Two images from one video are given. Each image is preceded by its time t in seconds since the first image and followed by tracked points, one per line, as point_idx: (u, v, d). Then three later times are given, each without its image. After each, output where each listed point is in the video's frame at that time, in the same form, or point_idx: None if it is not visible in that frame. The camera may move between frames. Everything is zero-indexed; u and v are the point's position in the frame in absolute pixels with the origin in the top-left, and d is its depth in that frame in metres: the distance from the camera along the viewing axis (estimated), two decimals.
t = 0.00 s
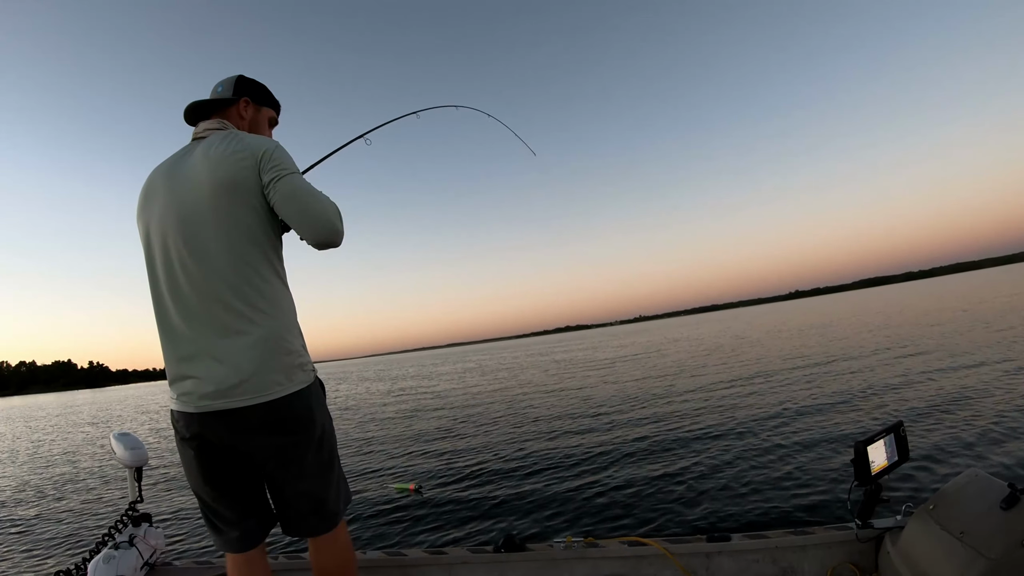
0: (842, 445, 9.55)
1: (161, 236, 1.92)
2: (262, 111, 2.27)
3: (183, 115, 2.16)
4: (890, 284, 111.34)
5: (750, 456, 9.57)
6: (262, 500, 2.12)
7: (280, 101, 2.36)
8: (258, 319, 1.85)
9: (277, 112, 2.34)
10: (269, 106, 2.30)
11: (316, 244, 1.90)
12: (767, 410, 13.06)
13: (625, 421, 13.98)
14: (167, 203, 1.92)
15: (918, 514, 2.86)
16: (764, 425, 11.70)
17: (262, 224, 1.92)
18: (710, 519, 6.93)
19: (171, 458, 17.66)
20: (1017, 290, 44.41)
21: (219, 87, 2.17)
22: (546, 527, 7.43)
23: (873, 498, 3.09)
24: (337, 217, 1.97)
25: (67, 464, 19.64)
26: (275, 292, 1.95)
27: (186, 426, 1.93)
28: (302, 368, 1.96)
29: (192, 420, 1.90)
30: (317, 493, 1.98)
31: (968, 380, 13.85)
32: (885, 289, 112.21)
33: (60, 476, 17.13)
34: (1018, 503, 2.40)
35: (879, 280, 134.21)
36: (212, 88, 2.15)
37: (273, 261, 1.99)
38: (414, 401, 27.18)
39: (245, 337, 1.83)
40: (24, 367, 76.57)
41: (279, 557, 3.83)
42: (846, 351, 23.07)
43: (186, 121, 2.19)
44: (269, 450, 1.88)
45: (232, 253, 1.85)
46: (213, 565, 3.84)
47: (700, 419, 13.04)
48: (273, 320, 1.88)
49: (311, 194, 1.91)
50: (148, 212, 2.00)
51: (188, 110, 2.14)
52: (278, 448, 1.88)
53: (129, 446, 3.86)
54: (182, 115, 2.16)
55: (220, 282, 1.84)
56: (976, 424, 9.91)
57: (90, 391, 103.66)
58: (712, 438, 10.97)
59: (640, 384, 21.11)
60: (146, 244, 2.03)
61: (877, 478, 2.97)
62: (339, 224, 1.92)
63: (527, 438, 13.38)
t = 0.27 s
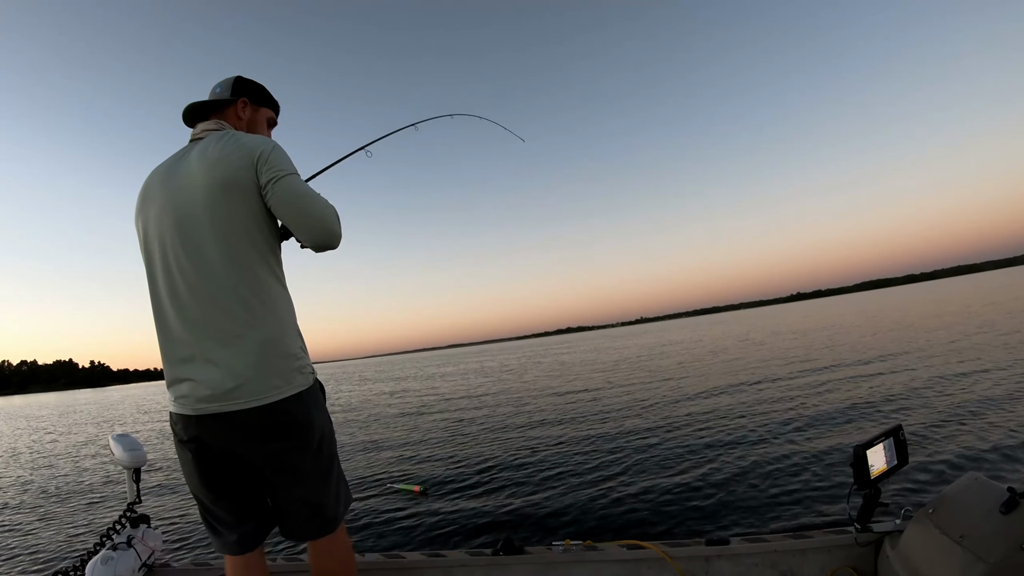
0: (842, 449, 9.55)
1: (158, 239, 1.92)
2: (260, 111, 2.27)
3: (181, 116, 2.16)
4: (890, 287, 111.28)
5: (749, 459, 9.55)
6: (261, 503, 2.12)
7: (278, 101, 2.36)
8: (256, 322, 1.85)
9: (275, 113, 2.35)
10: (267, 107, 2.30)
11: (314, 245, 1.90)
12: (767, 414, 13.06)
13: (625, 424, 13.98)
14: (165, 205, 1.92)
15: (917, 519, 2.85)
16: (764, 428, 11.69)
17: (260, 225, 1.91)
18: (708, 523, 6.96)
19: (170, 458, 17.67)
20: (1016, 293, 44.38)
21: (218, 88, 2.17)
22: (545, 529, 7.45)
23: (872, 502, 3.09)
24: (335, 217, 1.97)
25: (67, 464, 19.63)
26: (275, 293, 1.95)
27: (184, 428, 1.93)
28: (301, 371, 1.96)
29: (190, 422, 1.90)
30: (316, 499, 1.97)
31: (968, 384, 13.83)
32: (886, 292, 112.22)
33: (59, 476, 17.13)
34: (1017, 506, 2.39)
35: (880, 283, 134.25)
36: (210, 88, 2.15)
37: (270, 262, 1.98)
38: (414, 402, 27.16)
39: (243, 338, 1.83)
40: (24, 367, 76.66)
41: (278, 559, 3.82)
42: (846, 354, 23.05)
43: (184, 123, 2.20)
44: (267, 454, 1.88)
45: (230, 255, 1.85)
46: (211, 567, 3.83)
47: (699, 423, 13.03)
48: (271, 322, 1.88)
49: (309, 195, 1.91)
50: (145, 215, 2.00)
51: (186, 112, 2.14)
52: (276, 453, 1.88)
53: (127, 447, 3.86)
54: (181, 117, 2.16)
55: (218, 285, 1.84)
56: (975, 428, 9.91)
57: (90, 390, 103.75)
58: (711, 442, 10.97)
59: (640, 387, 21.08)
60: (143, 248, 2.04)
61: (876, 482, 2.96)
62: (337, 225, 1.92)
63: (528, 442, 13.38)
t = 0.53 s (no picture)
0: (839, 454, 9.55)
1: (161, 237, 1.93)
2: (262, 113, 2.27)
3: (183, 118, 2.17)
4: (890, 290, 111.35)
5: (747, 463, 9.55)
6: (260, 502, 2.12)
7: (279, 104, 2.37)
8: (258, 319, 1.85)
9: (276, 115, 2.35)
10: (268, 109, 2.31)
11: (316, 244, 1.90)
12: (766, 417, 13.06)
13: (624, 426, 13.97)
14: (167, 203, 1.92)
15: (915, 522, 2.85)
16: (762, 432, 11.69)
17: (262, 223, 1.92)
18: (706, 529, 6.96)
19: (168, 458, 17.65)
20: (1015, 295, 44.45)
21: (219, 90, 2.18)
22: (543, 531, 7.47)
23: (870, 505, 3.09)
24: (337, 215, 1.97)
25: (65, 463, 19.64)
26: (277, 291, 1.95)
27: (185, 426, 1.93)
28: (302, 369, 1.96)
29: (191, 419, 1.90)
30: (315, 497, 1.97)
31: (966, 387, 13.83)
32: (885, 295, 112.28)
33: (57, 475, 17.14)
34: (1016, 510, 2.40)
35: (879, 286, 134.38)
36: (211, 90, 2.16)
37: (273, 261, 1.98)
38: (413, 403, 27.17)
39: (245, 337, 1.83)
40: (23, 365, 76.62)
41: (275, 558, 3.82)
42: (845, 356, 23.06)
43: (186, 126, 2.20)
44: (268, 452, 1.88)
45: (233, 253, 1.85)
46: (208, 565, 3.82)
47: (698, 425, 13.04)
48: (272, 320, 1.87)
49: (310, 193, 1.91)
50: (148, 214, 2.00)
51: (188, 114, 2.15)
52: (277, 451, 1.88)
53: (124, 444, 3.85)
54: (183, 119, 2.17)
55: (220, 283, 1.84)
56: (973, 432, 9.91)
57: (89, 389, 103.59)
58: (709, 445, 10.96)
59: (639, 389, 21.08)
60: (146, 246, 2.04)
61: (874, 485, 2.97)
62: (339, 223, 1.92)
63: (526, 443, 13.39)
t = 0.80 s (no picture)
0: (837, 458, 9.56)
1: (162, 238, 1.93)
2: (261, 117, 2.28)
3: (184, 123, 2.18)
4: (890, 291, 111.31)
5: (745, 467, 9.54)
6: (259, 500, 2.12)
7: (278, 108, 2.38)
8: (256, 319, 1.85)
9: (275, 118, 2.37)
10: (267, 113, 2.32)
11: (314, 248, 1.92)
12: (765, 419, 13.05)
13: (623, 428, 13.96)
14: (168, 204, 1.93)
15: (913, 526, 2.86)
16: (762, 434, 11.68)
17: (263, 226, 1.92)
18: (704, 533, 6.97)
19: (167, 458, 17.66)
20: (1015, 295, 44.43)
21: (218, 95, 2.19)
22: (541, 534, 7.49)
23: (868, 509, 3.09)
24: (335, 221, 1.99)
25: (66, 463, 19.69)
26: (277, 293, 1.96)
27: (184, 425, 1.94)
28: (301, 368, 1.96)
29: (192, 418, 1.90)
30: (314, 495, 1.97)
31: (965, 388, 13.84)
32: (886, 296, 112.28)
33: (57, 475, 17.17)
34: (1013, 515, 2.40)
35: (879, 288, 134.41)
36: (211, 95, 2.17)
37: (273, 264, 2.00)
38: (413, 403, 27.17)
39: (246, 337, 1.84)
40: (24, 364, 76.63)
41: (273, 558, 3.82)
42: (844, 356, 23.07)
43: (187, 131, 2.21)
44: (268, 449, 1.88)
45: (234, 253, 1.86)
46: (206, 564, 3.82)
47: (697, 428, 13.04)
48: (271, 320, 1.88)
49: (309, 197, 1.93)
50: (147, 214, 2.01)
51: (189, 119, 2.16)
52: (276, 448, 1.88)
53: (123, 443, 3.85)
54: (184, 123, 2.18)
55: (220, 283, 1.84)
56: (971, 433, 9.91)
57: (88, 389, 103.56)
58: (708, 448, 10.95)
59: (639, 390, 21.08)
60: (146, 247, 2.04)
61: (872, 489, 2.97)
62: (336, 228, 1.95)
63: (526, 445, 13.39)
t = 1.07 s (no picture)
0: (838, 457, 9.55)
1: (163, 239, 1.93)
2: (261, 123, 2.29)
3: (186, 128, 2.18)
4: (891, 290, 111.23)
5: (745, 467, 9.52)
6: (258, 501, 2.11)
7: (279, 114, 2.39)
8: (254, 320, 1.84)
9: (275, 124, 2.37)
10: (267, 119, 2.33)
11: (311, 250, 1.92)
12: (766, 418, 13.05)
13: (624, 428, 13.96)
14: (169, 206, 1.93)
15: (913, 528, 2.85)
16: (763, 434, 11.67)
17: (263, 228, 1.92)
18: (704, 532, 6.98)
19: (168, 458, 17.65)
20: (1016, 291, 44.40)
21: (220, 101, 2.19)
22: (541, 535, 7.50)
23: (868, 510, 3.08)
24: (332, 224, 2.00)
25: (66, 463, 19.72)
26: (276, 294, 1.95)
27: (183, 425, 1.93)
28: (299, 368, 1.96)
29: (191, 418, 1.89)
30: (312, 494, 1.97)
31: (965, 386, 13.83)
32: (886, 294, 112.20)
33: (57, 476, 17.20)
34: (1014, 517, 2.39)
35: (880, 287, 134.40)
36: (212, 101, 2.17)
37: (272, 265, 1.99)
38: (412, 403, 27.17)
39: (244, 337, 1.83)
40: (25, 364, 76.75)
41: (273, 558, 3.81)
42: (844, 354, 23.07)
43: (188, 135, 2.21)
44: (267, 448, 1.88)
45: (233, 254, 1.85)
46: (206, 565, 3.82)
47: (696, 428, 13.04)
48: (270, 320, 1.88)
49: (308, 201, 1.93)
50: (148, 215, 2.01)
51: (190, 124, 2.16)
52: (275, 447, 1.88)
53: (122, 444, 3.85)
54: (185, 129, 2.18)
55: (219, 284, 1.84)
56: (971, 431, 9.90)
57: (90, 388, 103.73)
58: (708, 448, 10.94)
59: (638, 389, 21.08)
60: (147, 247, 2.04)
61: (873, 490, 2.96)
62: (333, 231, 1.95)
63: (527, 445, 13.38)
